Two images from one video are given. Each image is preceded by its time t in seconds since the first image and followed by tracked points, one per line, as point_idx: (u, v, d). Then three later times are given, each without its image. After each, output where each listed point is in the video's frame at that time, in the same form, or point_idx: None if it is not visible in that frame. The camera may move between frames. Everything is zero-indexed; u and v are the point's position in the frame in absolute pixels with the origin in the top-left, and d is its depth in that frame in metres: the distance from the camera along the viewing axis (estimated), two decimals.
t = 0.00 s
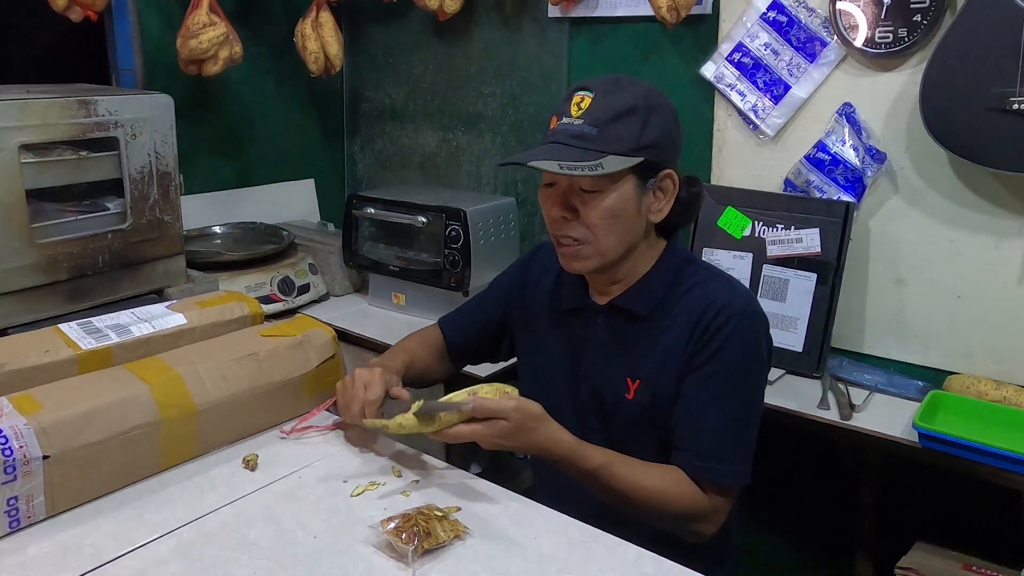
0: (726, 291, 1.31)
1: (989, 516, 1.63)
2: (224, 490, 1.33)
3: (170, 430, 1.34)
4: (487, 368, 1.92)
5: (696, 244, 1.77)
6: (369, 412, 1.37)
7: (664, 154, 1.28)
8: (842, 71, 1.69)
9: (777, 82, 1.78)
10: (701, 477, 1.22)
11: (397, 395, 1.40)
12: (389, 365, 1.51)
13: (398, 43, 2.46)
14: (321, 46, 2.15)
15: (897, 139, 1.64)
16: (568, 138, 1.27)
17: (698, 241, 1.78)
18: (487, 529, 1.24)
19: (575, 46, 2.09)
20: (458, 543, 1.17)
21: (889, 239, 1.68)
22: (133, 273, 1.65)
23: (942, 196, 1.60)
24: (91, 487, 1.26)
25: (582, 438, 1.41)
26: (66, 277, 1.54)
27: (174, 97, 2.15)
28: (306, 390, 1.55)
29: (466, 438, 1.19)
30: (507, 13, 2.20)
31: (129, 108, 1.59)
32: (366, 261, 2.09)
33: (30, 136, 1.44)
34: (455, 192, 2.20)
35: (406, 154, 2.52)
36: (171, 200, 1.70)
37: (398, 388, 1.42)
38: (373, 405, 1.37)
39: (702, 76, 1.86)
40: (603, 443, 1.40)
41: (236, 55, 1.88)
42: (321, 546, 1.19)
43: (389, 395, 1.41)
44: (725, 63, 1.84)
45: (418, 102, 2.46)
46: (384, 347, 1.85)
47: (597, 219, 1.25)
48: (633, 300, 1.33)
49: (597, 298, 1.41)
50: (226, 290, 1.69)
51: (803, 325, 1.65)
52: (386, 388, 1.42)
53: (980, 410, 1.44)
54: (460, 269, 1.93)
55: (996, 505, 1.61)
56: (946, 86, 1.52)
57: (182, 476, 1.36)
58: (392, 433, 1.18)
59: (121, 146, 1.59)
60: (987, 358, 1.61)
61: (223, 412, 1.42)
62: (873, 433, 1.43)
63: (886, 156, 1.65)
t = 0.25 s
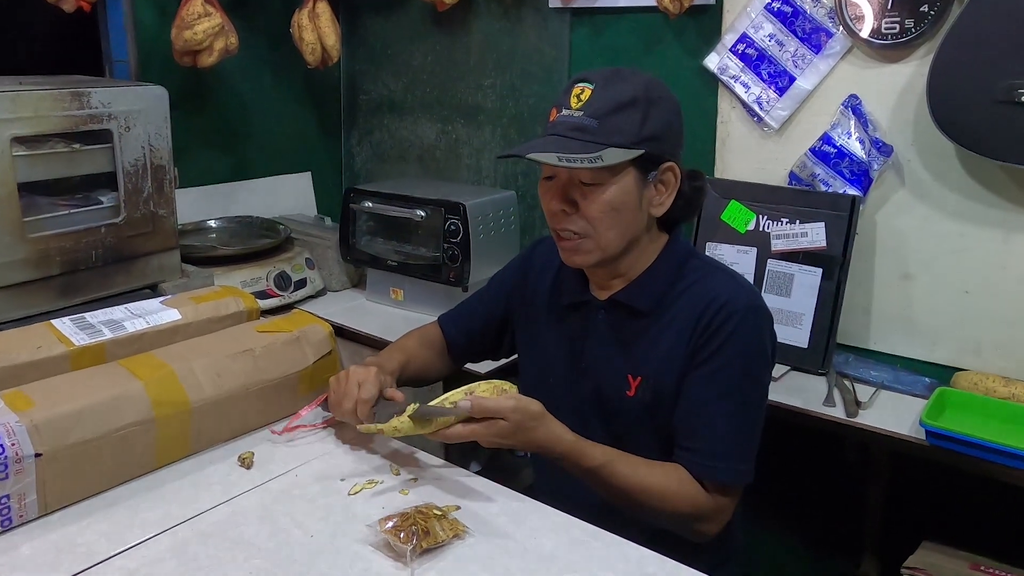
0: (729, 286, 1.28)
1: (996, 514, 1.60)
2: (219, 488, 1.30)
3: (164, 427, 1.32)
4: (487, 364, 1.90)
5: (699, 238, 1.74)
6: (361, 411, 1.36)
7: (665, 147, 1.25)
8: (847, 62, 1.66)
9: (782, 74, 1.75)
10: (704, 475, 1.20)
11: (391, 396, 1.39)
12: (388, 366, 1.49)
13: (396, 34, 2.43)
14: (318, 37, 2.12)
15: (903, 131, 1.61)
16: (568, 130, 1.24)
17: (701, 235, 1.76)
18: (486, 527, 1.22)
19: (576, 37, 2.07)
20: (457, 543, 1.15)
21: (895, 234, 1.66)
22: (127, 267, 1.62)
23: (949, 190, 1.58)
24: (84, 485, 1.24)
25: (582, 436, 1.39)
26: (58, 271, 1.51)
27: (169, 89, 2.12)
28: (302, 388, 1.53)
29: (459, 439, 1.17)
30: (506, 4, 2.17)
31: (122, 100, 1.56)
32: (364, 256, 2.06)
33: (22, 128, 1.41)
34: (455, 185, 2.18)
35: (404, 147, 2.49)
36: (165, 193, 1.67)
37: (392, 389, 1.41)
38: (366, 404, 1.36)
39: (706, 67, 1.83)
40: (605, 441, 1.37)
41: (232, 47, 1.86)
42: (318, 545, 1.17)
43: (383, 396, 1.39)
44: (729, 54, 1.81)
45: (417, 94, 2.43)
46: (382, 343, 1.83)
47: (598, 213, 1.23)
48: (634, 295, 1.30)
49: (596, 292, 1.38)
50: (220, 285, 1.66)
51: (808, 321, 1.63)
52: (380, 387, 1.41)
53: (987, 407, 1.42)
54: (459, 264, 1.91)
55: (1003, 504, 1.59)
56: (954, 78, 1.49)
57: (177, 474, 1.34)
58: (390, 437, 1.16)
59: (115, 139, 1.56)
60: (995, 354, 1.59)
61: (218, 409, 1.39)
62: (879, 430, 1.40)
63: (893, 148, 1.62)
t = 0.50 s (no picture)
0: (732, 281, 1.26)
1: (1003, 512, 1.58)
2: (213, 487, 1.28)
3: (157, 425, 1.29)
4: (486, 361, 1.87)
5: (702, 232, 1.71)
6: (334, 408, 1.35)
7: (668, 140, 1.23)
8: (852, 54, 1.63)
9: (785, 65, 1.72)
10: (708, 474, 1.18)
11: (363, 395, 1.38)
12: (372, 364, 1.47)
13: (393, 25, 2.40)
14: (313, 28, 2.09)
15: (909, 124, 1.59)
16: (569, 123, 1.22)
17: (704, 229, 1.73)
18: (485, 527, 1.19)
19: (576, 28, 2.04)
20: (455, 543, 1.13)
21: (901, 228, 1.63)
22: (119, 262, 1.59)
23: (956, 184, 1.55)
24: (76, 484, 1.22)
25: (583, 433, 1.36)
26: (50, 267, 1.48)
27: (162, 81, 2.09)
28: (296, 385, 1.50)
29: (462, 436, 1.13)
30: None
31: (115, 92, 1.53)
32: (360, 251, 2.04)
33: (12, 120, 1.39)
34: (453, 179, 2.15)
35: (402, 140, 2.46)
36: (159, 187, 1.64)
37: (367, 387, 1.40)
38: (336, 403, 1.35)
39: (708, 58, 1.80)
40: (606, 439, 1.35)
41: (226, 38, 1.83)
42: (314, 545, 1.15)
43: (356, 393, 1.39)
44: (731, 45, 1.78)
45: (415, 86, 2.40)
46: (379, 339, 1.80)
47: (599, 208, 1.20)
48: (637, 290, 1.28)
49: (597, 287, 1.36)
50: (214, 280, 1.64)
51: (812, 316, 1.61)
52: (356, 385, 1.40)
53: (995, 404, 1.40)
54: (458, 259, 1.88)
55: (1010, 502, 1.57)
56: (961, 70, 1.47)
57: (171, 472, 1.31)
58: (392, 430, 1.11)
59: (107, 132, 1.53)
60: (1002, 351, 1.56)
61: (212, 406, 1.37)
62: (885, 428, 1.38)
63: (898, 141, 1.60)
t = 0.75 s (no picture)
0: (736, 276, 1.24)
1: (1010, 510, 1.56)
2: (209, 485, 1.26)
3: (151, 422, 1.27)
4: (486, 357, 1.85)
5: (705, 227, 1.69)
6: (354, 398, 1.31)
7: (670, 133, 1.20)
8: (857, 45, 1.61)
9: (790, 57, 1.69)
10: (713, 471, 1.16)
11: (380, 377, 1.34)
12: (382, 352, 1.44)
13: (392, 17, 2.37)
14: (310, 19, 2.07)
15: (916, 117, 1.56)
16: (568, 116, 1.19)
17: (707, 224, 1.71)
18: (485, 525, 1.17)
19: (577, 19, 2.01)
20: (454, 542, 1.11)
21: (907, 222, 1.61)
22: (113, 257, 1.57)
23: (964, 177, 1.53)
24: (70, 482, 1.20)
25: (584, 431, 1.34)
26: (43, 262, 1.46)
27: (158, 73, 2.07)
28: (293, 382, 1.47)
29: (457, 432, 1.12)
30: None
31: (109, 84, 1.50)
32: (358, 246, 2.01)
33: (4, 113, 1.36)
34: (453, 172, 2.12)
35: (400, 133, 2.43)
36: (153, 181, 1.61)
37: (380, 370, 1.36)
38: (357, 390, 1.31)
39: (712, 50, 1.78)
40: (607, 436, 1.32)
41: (222, 29, 1.81)
42: (311, 544, 1.12)
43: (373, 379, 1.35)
44: (735, 37, 1.75)
45: (414, 78, 2.37)
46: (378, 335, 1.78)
47: (600, 203, 1.18)
48: (639, 285, 1.26)
49: (598, 282, 1.34)
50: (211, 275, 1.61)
51: (817, 312, 1.59)
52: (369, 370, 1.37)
53: (1003, 400, 1.38)
54: (457, 253, 1.86)
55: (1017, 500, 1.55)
56: (968, 61, 1.44)
57: (166, 470, 1.29)
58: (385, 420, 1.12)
59: (101, 125, 1.50)
60: (1010, 347, 1.54)
61: (209, 403, 1.34)
62: (891, 425, 1.36)
63: (905, 134, 1.57)
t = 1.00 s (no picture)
0: (739, 271, 1.21)
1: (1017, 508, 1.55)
2: (204, 483, 1.24)
3: (146, 420, 1.25)
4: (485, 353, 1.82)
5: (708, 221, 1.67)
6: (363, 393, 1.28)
7: (670, 125, 1.18)
8: (863, 36, 1.58)
9: (794, 49, 1.67)
10: (715, 470, 1.13)
11: (388, 372, 1.31)
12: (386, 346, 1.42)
13: (390, 8, 2.34)
14: (308, 11, 2.04)
15: (922, 109, 1.54)
16: (565, 108, 1.17)
17: (710, 218, 1.69)
18: (485, 524, 1.15)
19: (578, 10, 1.98)
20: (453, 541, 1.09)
21: (914, 216, 1.58)
22: (107, 252, 1.54)
23: (971, 170, 1.51)
24: (63, 480, 1.18)
25: (584, 428, 1.32)
26: (35, 256, 1.43)
27: (152, 66, 2.04)
28: (291, 378, 1.45)
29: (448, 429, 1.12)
30: None
31: (103, 76, 1.47)
32: (356, 240, 1.99)
33: None
34: (452, 166, 2.10)
35: (399, 126, 2.40)
36: (148, 174, 1.58)
37: (387, 364, 1.33)
38: (366, 385, 1.28)
39: (715, 41, 1.75)
40: (609, 433, 1.30)
41: (217, 20, 1.79)
42: (308, 543, 1.10)
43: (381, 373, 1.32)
44: (739, 28, 1.73)
45: (412, 70, 2.34)
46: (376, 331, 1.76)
47: (597, 195, 1.16)
48: (640, 279, 1.24)
49: (598, 277, 1.32)
50: (207, 270, 1.59)
51: (822, 308, 1.57)
52: (376, 364, 1.34)
53: (1011, 398, 1.36)
54: (456, 248, 1.84)
55: None
56: (976, 53, 1.42)
57: (160, 468, 1.27)
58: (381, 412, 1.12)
59: (95, 117, 1.47)
60: (1017, 343, 1.52)
61: (204, 400, 1.32)
62: (898, 423, 1.34)
63: (911, 127, 1.55)
